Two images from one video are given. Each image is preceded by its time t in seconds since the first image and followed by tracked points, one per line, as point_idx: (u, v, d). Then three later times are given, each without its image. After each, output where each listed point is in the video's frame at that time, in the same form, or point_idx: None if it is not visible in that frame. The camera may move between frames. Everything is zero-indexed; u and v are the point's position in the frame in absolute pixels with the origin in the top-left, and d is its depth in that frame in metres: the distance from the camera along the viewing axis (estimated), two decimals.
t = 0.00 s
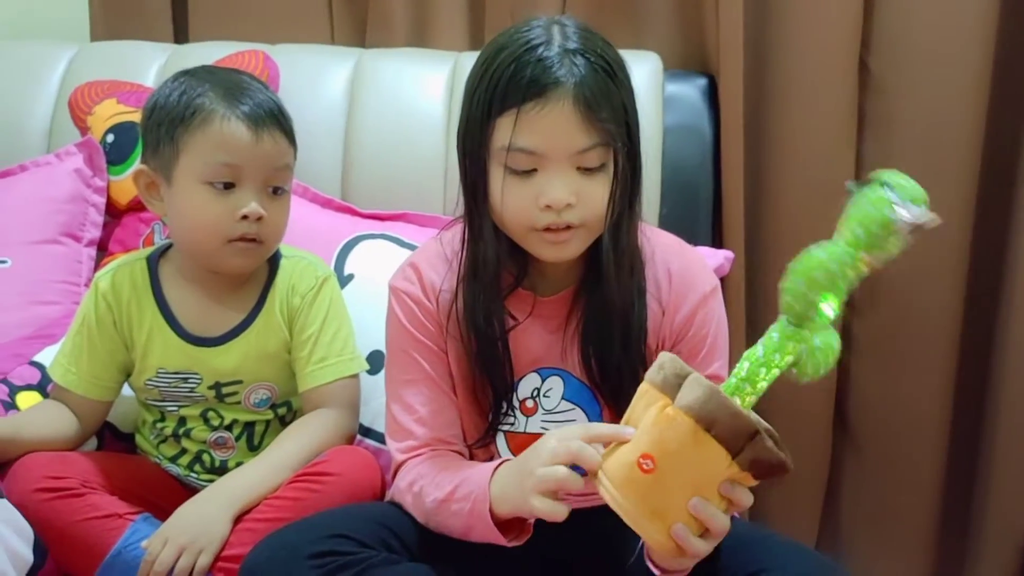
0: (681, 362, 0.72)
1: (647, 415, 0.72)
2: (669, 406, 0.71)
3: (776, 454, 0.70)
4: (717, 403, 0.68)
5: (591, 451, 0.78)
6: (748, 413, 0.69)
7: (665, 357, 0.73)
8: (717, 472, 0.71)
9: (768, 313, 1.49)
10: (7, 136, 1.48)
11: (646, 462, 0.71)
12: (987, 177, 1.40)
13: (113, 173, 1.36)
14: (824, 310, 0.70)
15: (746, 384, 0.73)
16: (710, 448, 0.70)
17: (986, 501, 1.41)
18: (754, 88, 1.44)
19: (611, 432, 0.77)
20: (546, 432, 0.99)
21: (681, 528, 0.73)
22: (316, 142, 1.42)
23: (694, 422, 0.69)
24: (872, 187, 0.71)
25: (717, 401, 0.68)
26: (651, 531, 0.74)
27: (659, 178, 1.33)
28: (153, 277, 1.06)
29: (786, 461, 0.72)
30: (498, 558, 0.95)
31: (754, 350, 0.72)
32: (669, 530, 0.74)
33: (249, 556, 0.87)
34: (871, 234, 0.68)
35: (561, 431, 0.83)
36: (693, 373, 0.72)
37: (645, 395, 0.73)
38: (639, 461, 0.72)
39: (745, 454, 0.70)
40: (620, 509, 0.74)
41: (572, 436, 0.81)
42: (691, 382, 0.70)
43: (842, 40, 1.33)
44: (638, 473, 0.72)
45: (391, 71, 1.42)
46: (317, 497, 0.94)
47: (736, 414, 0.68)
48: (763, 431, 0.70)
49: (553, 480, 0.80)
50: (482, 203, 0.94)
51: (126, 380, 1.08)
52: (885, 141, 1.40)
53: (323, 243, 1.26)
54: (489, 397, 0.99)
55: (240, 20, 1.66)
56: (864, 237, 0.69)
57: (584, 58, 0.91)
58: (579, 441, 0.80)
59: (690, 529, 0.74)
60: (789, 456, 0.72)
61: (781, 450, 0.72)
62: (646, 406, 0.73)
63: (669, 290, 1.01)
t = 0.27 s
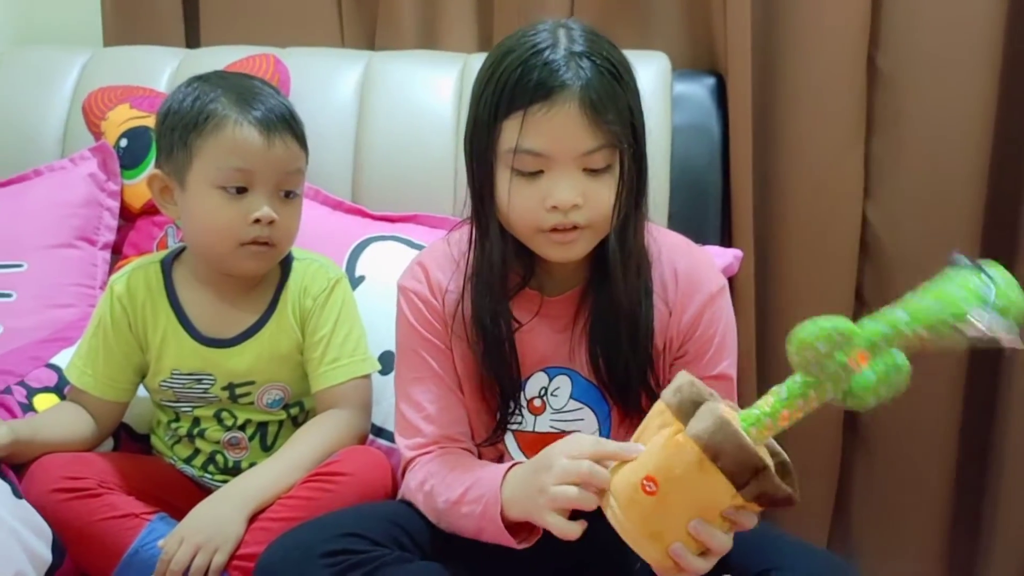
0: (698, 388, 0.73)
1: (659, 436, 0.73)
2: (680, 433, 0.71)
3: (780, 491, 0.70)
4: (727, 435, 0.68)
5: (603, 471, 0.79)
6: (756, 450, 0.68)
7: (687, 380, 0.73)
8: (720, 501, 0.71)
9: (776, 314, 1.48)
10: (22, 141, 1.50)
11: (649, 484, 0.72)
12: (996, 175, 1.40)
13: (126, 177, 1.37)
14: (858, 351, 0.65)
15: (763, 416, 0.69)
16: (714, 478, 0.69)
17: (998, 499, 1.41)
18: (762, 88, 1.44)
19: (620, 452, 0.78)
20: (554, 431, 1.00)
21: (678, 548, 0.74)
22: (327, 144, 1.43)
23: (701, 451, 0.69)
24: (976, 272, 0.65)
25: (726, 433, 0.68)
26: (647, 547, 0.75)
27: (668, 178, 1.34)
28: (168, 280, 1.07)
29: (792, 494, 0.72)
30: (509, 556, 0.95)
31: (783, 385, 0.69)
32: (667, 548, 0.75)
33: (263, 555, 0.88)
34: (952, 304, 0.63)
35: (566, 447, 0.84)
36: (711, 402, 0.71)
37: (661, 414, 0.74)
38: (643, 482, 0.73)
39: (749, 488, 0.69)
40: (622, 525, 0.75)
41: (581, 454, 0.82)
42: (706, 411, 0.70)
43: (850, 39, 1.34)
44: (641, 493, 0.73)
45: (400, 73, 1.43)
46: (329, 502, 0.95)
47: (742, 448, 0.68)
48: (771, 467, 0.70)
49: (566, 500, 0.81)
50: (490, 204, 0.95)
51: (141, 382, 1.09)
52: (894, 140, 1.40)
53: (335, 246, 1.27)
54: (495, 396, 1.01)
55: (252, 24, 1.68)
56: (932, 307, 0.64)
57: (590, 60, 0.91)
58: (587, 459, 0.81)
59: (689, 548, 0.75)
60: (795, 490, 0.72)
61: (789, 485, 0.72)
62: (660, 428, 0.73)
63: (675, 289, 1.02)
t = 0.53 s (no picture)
0: (714, 374, 0.73)
1: (678, 424, 0.73)
2: (699, 420, 0.72)
3: (800, 474, 0.71)
4: (750, 420, 0.69)
5: (616, 464, 0.79)
6: (777, 432, 0.70)
7: (700, 367, 0.74)
8: (744, 488, 0.71)
9: (787, 308, 1.48)
10: (35, 142, 1.51)
11: (674, 474, 0.72)
12: (1007, 166, 1.40)
13: (140, 177, 1.38)
14: (868, 339, 0.71)
15: (777, 398, 0.73)
16: (738, 465, 0.70)
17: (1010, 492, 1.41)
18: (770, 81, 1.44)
19: (637, 445, 0.78)
20: (564, 427, 1.01)
21: (703, 540, 0.75)
22: (337, 142, 1.44)
23: (725, 437, 0.70)
24: (940, 221, 0.71)
25: (749, 419, 0.69)
26: (671, 539, 0.75)
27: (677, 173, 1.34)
28: (181, 278, 1.09)
29: (811, 480, 0.73)
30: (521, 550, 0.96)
31: (785, 364, 0.74)
32: (691, 539, 0.75)
33: (279, 549, 0.89)
34: (935, 267, 0.68)
35: (587, 443, 0.84)
36: (725, 387, 0.72)
37: (676, 402, 0.74)
38: (667, 472, 0.73)
39: (772, 471, 0.71)
40: (645, 517, 0.75)
41: (598, 448, 0.82)
42: (724, 397, 0.71)
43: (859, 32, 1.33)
44: (666, 484, 0.73)
45: (409, 71, 1.44)
46: (348, 496, 0.97)
47: (766, 431, 0.69)
48: (789, 449, 0.71)
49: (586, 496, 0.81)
50: (495, 203, 0.96)
51: (155, 379, 1.11)
52: (904, 132, 1.39)
53: (346, 243, 1.28)
54: (504, 391, 1.01)
55: (261, 23, 1.69)
56: (921, 269, 0.69)
57: (590, 58, 0.92)
58: (605, 454, 0.81)
59: (712, 540, 0.75)
60: (813, 476, 0.73)
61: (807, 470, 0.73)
62: (678, 416, 0.74)
63: (681, 283, 1.02)
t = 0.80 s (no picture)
0: (723, 372, 0.74)
1: (686, 421, 0.74)
2: (707, 417, 0.72)
3: (807, 473, 0.71)
4: (756, 419, 0.70)
5: (619, 459, 0.81)
6: (785, 432, 0.70)
7: (709, 364, 0.75)
8: (748, 484, 0.72)
9: (798, 302, 1.47)
10: (52, 136, 1.53)
11: (679, 470, 0.73)
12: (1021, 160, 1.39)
13: (155, 171, 1.40)
14: (881, 343, 0.70)
15: (788, 398, 0.74)
16: (743, 460, 0.71)
17: None
18: (783, 75, 1.44)
19: (639, 438, 0.79)
20: (577, 418, 1.02)
21: (707, 535, 0.75)
22: (351, 136, 1.45)
23: (732, 435, 0.70)
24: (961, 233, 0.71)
25: (755, 417, 0.70)
26: (676, 533, 0.75)
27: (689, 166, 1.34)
28: (198, 272, 1.10)
29: (818, 478, 0.73)
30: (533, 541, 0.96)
31: (796, 364, 0.74)
32: (695, 535, 0.75)
33: (295, 539, 0.90)
34: (950, 276, 0.69)
35: (590, 437, 0.85)
36: (734, 384, 0.73)
37: (685, 400, 0.75)
38: (673, 468, 0.74)
39: (777, 470, 0.71)
40: (651, 511, 0.76)
41: (601, 442, 0.83)
42: (733, 395, 0.71)
43: (872, 25, 1.33)
44: (671, 479, 0.74)
45: (422, 65, 1.44)
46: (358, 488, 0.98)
47: (772, 430, 0.70)
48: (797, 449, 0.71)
49: (592, 490, 0.83)
50: (512, 195, 0.96)
51: (173, 371, 1.12)
52: (917, 125, 1.39)
53: (360, 237, 1.29)
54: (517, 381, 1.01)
55: (276, 18, 1.70)
56: (937, 278, 0.70)
57: (607, 48, 0.92)
58: (609, 448, 0.82)
59: (716, 535, 0.75)
60: (819, 474, 0.73)
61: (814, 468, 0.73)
62: (686, 413, 0.75)
63: (694, 275, 1.03)
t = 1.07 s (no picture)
0: (722, 363, 0.74)
1: (689, 414, 0.74)
2: (709, 408, 0.73)
3: (811, 461, 0.71)
4: (758, 408, 0.70)
5: (628, 453, 0.80)
6: (786, 420, 0.70)
7: (708, 357, 0.75)
8: (753, 473, 0.72)
9: (808, 297, 1.48)
10: (64, 133, 1.54)
11: (684, 462, 0.73)
12: None
13: (166, 168, 1.41)
14: (875, 326, 0.70)
15: (787, 387, 0.74)
16: (747, 450, 0.71)
17: None
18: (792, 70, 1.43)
19: (645, 433, 0.79)
20: (584, 413, 1.02)
21: (715, 526, 0.75)
22: (360, 133, 1.45)
23: (734, 425, 0.71)
24: (949, 209, 0.71)
25: (757, 407, 0.70)
26: (684, 526, 0.76)
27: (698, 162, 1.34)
28: (208, 268, 1.11)
29: (822, 465, 0.73)
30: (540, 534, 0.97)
31: (794, 352, 0.74)
32: (703, 526, 0.76)
33: (304, 533, 0.91)
34: (938, 253, 0.69)
35: (596, 432, 0.85)
36: (734, 375, 0.73)
37: (686, 392, 0.75)
38: (678, 461, 0.74)
39: (781, 458, 0.71)
40: (657, 504, 0.76)
41: (607, 437, 0.83)
42: (733, 385, 0.71)
43: (881, 20, 1.33)
44: (677, 472, 0.74)
45: (431, 62, 1.45)
46: (365, 483, 0.98)
47: (774, 419, 0.70)
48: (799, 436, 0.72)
49: (603, 486, 0.83)
50: (528, 190, 0.96)
51: (183, 366, 1.13)
52: (926, 121, 1.39)
53: (369, 232, 1.30)
54: (524, 376, 1.02)
55: (286, 15, 1.70)
56: (926, 256, 0.69)
57: (621, 43, 0.93)
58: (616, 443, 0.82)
59: (724, 525, 0.76)
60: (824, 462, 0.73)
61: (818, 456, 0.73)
62: (688, 406, 0.75)
63: (701, 271, 1.03)
